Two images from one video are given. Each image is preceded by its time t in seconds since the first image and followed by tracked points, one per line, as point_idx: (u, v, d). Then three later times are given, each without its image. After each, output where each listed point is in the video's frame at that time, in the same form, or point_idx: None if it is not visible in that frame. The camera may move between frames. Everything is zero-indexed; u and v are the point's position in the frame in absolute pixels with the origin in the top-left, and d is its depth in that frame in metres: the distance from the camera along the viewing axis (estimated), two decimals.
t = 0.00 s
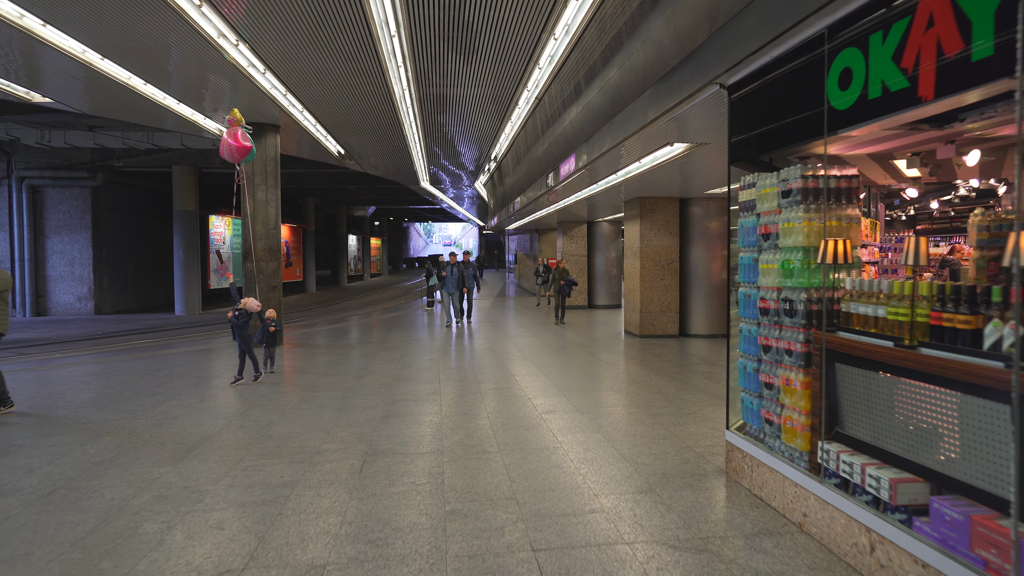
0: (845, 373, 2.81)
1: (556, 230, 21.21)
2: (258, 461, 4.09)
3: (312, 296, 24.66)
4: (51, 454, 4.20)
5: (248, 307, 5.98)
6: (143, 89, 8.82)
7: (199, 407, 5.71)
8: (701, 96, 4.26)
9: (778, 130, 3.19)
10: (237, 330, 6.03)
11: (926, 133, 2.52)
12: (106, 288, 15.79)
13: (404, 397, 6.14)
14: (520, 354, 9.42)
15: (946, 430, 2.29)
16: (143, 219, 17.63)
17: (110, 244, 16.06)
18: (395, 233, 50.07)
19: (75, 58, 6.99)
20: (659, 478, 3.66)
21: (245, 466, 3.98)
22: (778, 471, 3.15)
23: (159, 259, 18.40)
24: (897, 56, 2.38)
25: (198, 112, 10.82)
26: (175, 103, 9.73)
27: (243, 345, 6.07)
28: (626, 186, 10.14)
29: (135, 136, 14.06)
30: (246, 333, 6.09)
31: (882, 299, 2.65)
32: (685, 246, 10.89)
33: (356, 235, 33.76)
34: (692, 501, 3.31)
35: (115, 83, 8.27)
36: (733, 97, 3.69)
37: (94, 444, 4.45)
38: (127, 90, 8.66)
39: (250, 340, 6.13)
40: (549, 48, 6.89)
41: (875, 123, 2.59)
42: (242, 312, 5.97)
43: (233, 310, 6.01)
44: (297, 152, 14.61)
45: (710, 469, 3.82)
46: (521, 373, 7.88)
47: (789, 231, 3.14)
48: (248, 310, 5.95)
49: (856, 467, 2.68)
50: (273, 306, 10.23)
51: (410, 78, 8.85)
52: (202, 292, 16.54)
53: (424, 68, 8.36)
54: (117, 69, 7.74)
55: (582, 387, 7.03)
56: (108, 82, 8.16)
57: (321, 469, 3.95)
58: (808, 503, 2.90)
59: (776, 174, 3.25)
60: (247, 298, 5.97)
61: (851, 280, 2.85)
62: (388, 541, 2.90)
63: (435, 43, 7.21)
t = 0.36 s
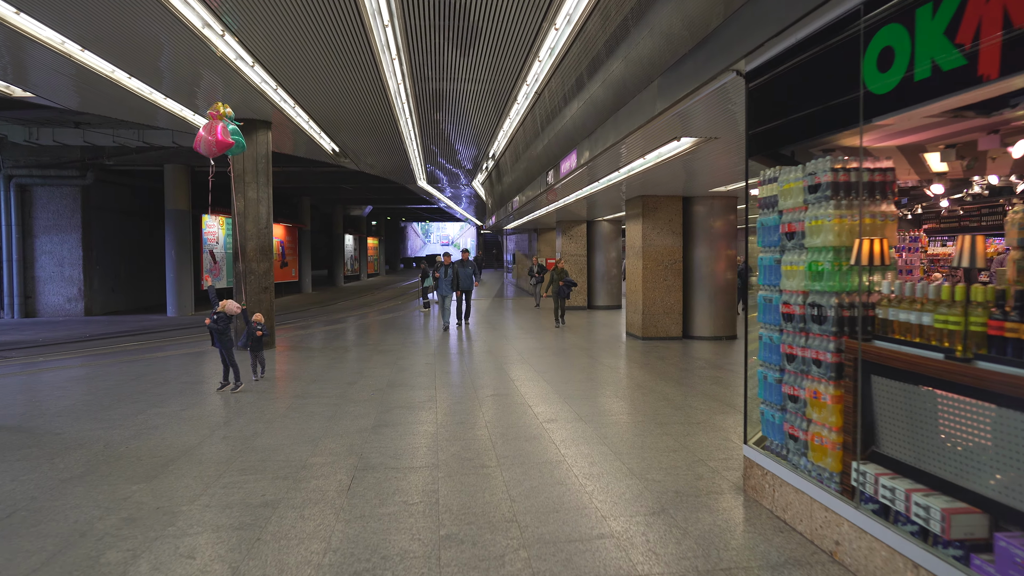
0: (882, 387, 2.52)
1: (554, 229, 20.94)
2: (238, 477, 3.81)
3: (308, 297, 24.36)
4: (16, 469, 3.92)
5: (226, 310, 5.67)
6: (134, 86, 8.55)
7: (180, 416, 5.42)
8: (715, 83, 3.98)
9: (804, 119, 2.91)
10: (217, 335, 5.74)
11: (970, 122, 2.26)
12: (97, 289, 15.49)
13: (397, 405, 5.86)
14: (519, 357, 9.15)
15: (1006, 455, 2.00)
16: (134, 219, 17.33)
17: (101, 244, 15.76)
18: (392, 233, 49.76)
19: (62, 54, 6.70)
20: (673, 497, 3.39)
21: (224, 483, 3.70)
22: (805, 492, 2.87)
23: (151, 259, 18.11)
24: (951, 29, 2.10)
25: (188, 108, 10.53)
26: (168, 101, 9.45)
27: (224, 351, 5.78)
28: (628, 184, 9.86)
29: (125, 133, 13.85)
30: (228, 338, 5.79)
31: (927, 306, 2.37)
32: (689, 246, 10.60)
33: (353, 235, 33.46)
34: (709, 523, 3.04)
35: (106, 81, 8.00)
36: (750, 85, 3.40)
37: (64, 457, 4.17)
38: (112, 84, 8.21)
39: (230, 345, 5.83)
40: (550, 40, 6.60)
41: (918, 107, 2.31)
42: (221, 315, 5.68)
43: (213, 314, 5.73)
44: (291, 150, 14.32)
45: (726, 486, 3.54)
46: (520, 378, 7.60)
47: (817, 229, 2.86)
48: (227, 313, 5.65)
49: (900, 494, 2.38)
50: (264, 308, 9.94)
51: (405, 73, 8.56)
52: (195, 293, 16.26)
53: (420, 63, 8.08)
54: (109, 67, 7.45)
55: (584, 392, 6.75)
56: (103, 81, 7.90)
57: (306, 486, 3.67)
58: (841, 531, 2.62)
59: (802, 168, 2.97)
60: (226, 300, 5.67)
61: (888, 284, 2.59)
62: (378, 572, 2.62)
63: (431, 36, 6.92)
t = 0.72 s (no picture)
0: (936, 402, 2.23)
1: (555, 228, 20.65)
2: (220, 495, 3.53)
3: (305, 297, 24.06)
4: None
5: (212, 313, 5.40)
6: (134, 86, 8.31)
7: (165, 423, 5.15)
8: (743, 64, 3.67)
9: (843, 103, 2.61)
10: (202, 340, 5.45)
11: None
12: (88, 289, 15.21)
13: (394, 411, 5.58)
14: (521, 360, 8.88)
15: None
16: (127, 218, 17.03)
17: (92, 243, 15.47)
18: (390, 233, 49.45)
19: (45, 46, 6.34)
20: (693, 518, 3.11)
21: (205, 501, 3.42)
22: (843, 517, 2.59)
23: (144, 259, 17.81)
24: None
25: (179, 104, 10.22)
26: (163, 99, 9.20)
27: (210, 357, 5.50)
28: (631, 181, 9.58)
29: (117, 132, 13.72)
30: (214, 343, 5.51)
31: (991, 313, 2.09)
32: (694, 246, 10.33)
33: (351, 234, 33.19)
34: (735, 549, 2.76)
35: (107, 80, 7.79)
36: (777, 70, 3.11)
37: (35, 472, 3.89)
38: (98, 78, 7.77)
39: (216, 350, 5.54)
40: (553, 28, 6.29)
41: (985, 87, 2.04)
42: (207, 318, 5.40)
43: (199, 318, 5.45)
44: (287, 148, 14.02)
45: (748, 504, 3.26)
46: (522, 382, 7.33)
47: (859, 226, 2.58)
48: (212, 316, 5.37)
49: (959, 526, 2.10)
50: (257, 309, 9.64)
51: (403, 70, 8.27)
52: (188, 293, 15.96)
53: (418, 58, 7.80)
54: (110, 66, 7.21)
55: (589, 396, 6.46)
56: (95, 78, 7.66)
57: (294, 505, 3.38)
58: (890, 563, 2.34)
59: (841, 158, 2.69)
60: (212, 303, 5.39)
61: (941, 286, 2.31)
62: None
63: (429, 27, 6.63)
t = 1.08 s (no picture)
0: (1001, 417, 1.95)
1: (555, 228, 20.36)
2: (197, 515, 3.23)
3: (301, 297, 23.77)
4: None
5: (182, 315, 5.09)
6: (121, 80, 8.00)
7: (147, 432, 4.86)
8: (768, 46, 3.38)
9: (891, 84, 2.36)
10: (171, 344, 5.13)
11: None
12: (80, 289, 14.91)
13: (390, 418, 5.28)
14: (522, 362, 8.60)
15: None
16: (120, 217, 16.73)
17: (84, 242, 15.17)
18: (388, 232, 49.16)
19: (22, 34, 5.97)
20: (716, 542, 2.82)
21: (180, 523, 3.12)
22: (893, 546, 2.31)
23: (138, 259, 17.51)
24: None
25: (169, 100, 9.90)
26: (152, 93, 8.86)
27: (180, 363, 5.18)
28: (636, 178, 9.28)
29: (108, 130, 13.49)
30: (184, 348, 5.18)
31: None
32: (699, 245, 10.06)
33: (349, 235, 32.87)
34: None
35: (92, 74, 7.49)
36: (805, 49, 2.85)
37: None
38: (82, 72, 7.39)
39: (189, 354, 5.24)
40: (556, 19, 5.98)
41: None
42: (177, 321, 5.10)
43: (170, 320, 5.16)
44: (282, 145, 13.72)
45: (776, 527, 2.97)
46: (525, 385, 7.04)
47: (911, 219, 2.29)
48: (183, 318, 5.08)
49: None
50: (249, 310, 9.34)
51: (400, 65, 7.97)
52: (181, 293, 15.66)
53: (415, 52, 7.50)
54: (95, 58, 6.90)
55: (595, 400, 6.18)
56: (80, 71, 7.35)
57: (278, 526, 3.09)
58: None
59: (888, 143, 2.41)
60: (183, 304, 5.12)
61: (1008, 287, 2.00)
62: None
63: (427, 18, 6.32)
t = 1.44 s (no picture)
0: None
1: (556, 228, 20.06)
2: (170, 544, 2.92)
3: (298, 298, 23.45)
4: None
5: (155, 321, 4.79)
6: (107, 74, 7.68)
7: (126, 446, 4.53)
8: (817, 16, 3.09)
9: (938, 67, 2.12)
10: (141, 352, 4.80)
11: None
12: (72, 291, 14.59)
13: (386, 430, 4.96)
14: (525, 365, 8.31)
15: None
16: (113, 217, 16.41)
17: (75, 243, 14.84)
18: (387, 233, 48.88)
19: None
20: None
21: (150, 555, 2.81)
22: None
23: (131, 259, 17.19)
24: None
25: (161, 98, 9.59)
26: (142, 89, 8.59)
27: (152, 373, 4.84)
28: (642, 176, 8.97)
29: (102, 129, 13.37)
30: (155, 357, 4.86)
31: None
32: (707, 245, 9.76)
33: (347, 235, 32.52)
34: None
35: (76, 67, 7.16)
36: (845, 27, 2.55)
37: None
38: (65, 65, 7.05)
39: (161, 363, 4.92)
40: (561, 6, 5.65)
41: None
42: (148, 327, 4.80)
43: (138, 329, 4.85)
44: (278, 143, 13.40)
45: (814, 561, 2.66)
46: (528, 390, 6.74)
47: (982, 217, 2.00)
48: (154, 324, 4.78)
49: None
50: (242, 313, 9.01)
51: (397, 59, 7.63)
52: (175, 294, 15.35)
53: (413, 45, 7.16)
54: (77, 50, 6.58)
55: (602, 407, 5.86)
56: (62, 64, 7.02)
57: (259, 559, 2.78)
58: None
59: (948, 130, 2.13)
60: (154, 309, 4.82)
61: None
62: None
63: (425, 6, 5.97)
